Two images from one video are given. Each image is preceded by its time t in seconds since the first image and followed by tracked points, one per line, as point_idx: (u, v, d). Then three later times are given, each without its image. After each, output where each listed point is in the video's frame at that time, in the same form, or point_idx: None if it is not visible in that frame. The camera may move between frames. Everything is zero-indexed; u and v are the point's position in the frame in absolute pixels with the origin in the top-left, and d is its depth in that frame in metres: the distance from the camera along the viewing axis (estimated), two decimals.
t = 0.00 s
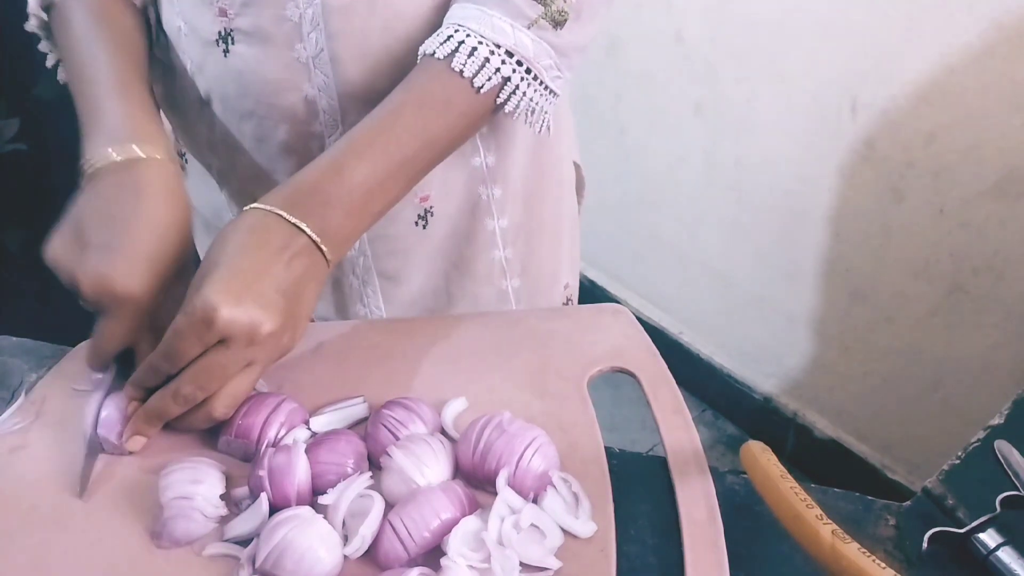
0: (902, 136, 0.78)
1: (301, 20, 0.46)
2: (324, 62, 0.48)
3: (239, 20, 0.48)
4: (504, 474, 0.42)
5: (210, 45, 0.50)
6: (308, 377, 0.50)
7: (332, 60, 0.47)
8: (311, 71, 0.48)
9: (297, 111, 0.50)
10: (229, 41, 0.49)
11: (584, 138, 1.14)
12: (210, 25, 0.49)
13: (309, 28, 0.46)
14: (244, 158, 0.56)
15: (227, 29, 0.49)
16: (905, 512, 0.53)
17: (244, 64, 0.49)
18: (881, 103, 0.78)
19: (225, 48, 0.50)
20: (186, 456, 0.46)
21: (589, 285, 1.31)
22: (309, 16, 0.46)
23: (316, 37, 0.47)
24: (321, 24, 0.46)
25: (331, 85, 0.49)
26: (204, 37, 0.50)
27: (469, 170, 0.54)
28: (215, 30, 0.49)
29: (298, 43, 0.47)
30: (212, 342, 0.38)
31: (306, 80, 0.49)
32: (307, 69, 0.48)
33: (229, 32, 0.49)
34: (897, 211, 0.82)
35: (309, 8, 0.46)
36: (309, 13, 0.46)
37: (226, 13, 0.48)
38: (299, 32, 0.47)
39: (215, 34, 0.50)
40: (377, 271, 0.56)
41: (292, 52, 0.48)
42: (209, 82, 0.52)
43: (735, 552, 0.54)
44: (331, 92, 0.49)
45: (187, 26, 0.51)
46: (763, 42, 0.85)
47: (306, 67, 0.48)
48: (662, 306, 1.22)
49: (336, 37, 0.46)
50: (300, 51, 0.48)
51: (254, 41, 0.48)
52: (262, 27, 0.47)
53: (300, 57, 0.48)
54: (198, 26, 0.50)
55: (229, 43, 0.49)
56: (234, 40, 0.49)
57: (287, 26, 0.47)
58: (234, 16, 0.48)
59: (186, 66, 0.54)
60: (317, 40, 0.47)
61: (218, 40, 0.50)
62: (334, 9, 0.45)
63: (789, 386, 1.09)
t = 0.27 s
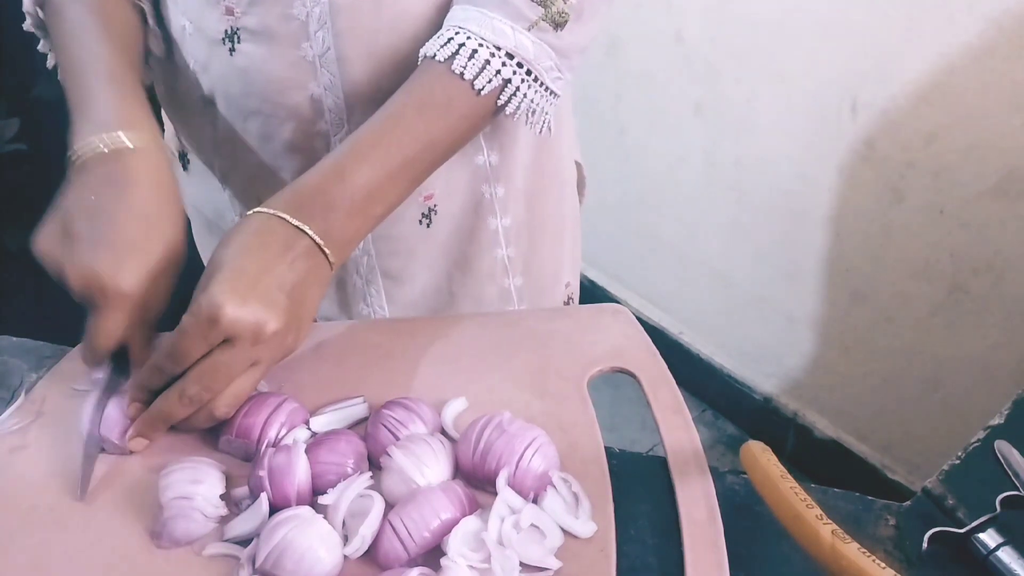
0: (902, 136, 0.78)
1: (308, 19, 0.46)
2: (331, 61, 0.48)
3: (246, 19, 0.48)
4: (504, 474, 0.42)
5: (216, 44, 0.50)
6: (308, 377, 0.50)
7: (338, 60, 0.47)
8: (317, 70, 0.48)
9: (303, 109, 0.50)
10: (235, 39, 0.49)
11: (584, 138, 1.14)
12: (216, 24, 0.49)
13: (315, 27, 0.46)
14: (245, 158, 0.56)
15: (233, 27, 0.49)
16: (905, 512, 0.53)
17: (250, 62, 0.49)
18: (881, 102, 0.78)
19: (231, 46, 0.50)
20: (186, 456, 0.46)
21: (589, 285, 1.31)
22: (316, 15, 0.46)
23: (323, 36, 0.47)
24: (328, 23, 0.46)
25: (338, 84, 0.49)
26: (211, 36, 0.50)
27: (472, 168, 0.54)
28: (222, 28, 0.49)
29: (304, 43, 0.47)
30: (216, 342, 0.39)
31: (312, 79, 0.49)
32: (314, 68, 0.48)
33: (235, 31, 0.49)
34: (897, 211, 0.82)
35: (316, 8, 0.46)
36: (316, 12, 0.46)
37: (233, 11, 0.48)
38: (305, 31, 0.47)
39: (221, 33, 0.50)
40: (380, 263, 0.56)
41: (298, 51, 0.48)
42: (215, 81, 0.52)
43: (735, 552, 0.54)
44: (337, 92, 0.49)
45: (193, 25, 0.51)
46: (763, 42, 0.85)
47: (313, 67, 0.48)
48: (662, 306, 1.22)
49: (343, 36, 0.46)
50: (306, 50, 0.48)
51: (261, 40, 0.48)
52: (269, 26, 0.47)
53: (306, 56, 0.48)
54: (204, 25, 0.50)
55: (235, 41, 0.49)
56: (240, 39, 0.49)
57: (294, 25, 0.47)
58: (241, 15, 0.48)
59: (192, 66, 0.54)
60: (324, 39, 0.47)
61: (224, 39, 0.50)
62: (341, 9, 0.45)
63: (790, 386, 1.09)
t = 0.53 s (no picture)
0: (902, 136, 0.78)
1: (315, 20, 0.46)
2: (338, 61, 0.48)
3: (252, 19, 0.48)
4: (504, 474, 0.42)
5: (221, 45, 0.50)
6: (309, 377, 0.50)
7: (346, 59, 0.48)
8: (324, 71, 0.48)
9: (308, 110, 0.50)
10: (241, 40, 0.49)
11: (584, 138, 1.14)
12: (221, 25, 0.49)
13: (322, 27, 0.47)
14: (245, 159, 0.56)
15: (239, 28, 0.49)
16: (905, 512, 0.53)
17: (256, 63, 0.49)
18: (881, 102, 0.78)
19: (236, 47, 0.49)
20: (186, 456, 0.46)
21: (589, 285, 1.31)
22: (323, 15, 0.46)
23: (330, 36, 0.47)
24: (336, 24, 0.46)
25: (344, 84, 0.49)
26: (216, 36, 0.50)
27: (476, 168, 0.54)
28: (227, 29, 0.49)
29: (311, 43, 0.47)
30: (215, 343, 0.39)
31: (319, 79, 0.49)
32: (320, 69, 0.48)
33: (241, 31, 0.49)
34: (897, 211, 0.82)
35: (323, 8, 0.46)
36: (323, 12, 0.46)
37: (240, 12, 0.48)
38: (312, 32, 0.47)
39: (226, 33, 0.49)
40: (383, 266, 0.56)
41: (305, 51, 0.48)
42: (218, 82, 0.52)
43: (735, 552, 0.54)
44: (344, 91, 0.49)
45: (197, 25, 0.51)
46: (763, 42, 0.85)
47: (320, 67, 0.48)
48: (662, 306, 1.22)
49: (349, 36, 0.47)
50: (313, 51, 0.48)
51: (267, 41, 0.48)
52: (276, 27, 0.47)
53: (313, 57, 0.48)
54: (208, 26, 0.50)
55: (241, 42, 0.49)
56: (246, 39, 0.49)
57: (301, 25, 0.47)
58: (247, 16, 0.48)
59: (194, 66, 0.54)
60: (331, 40, 0.47)
61: (229, 40, 0.50)
62: (348, 9, 0.46)
63: (790, 386, 1.09)
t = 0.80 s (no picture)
0: (902, 136, 0.78)
1: (310, 21, 0.46)
2: (332, 63, 0.48)
3: (248, 19, 0.48)
4: (504, 474, 0.42)
5: (217, 45, 0.50)
6: (308, 377, 0.50)
7: (341, 61, 0.47)
8: (318, 73, 0.48)
9: (304, 112, 0.50)
10: (237, 40, 0.49)
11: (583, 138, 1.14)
12: (219, 25, 0.49)
13: (317, 29, 0.46)
14: (245, 159, 0.56)
15: (236, 29, 0.49)
16: (905, 512, 0.53)
17: (252, 64, 0.49)
18: (881, 102, 0.78)
19: (232, 48, 0.50)
20: (187, 455, 0.46)
21: (589, 285, 1.31)
22: (318, 16, 0.46)
23: (325, 37, 0.47)
24: (330, 25, 0.46)
25: (339, 86, 0.49)
26: (213, 36, 0.50)
27: (471, 175, 0.53)
28: (224, 30, 0.49)
29: (306, 45, 0.47)
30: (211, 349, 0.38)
31: (314, 80, 0.49)
32: (315, 71, 0.48)
33: (237, 32, 0.49)
34: (896, 211, 0.82)
35: (318, 9, 0.46)
36: (318, 13, 0.46)
37: (236, 12, 0.48)
38: (307, 33, 0.47)
39: (223, 34, 0.50)
40: (381, 269, 0.56)
41: (300, 52, 0.48)
42: (215, 83, 0.52)
43: (734, 552, 0.54)
44: (339, 93, 0.49)
45: (195, 26, 0.51)
46: (762, 42, 0.85)
47: (314, 69, 0.48)
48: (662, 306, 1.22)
49: (344, 36, 0.47)
50: (308, 52, 0.48)
51: (264, 41, 0.48)
52: (272, 27, 0.47)
53: (308, 59, 0.48)
54: (207, 25, 0.50)
55: (237, 42, 0.49)
56: (242, 40, 0.49)
57: (296, 27, 0.47)
58: (243, 16, 0.48)
59: (192, 66, 0.54)
60: (326, 41, 0.47)
61: (226, 40, 0.50)
62: (343, 10, 0.45)
63: (790, 386, 1.09)
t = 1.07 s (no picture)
0: (902, 136, 0.78)
1: (301, 22, 0.46)
2: (323, 64, 0.48)
3: (240, 20, 0.48)
4: (504, 474, 0.42)
5: (212, 45, 0.50)
6: (308, 377, 0.50)
7: (331, 63, 0.47)
8: (309, 74, 0.48)
9: (296, 113, 0.50)
10: (230, 41, 0.49)
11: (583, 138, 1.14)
12: (213, 25, 0.50)
13: (308, 30, 0.47)
14: (243, 159, 0.56)
15: (229, 30, 0.49)
16: (905, 512, 0.53)
17: (244, 64, 0.49)
18: (881, 102, 0.78)
19: (225, 48, 0.50)
20: (186, 455, 0.46)
21: (589, 285, 1.31)
22: (309, 18, 0.46)
23: (315, 39, 0.47)
24: (321, 27, 0.46)
25: (331, 89, 0.49)
26: (207, 36, 0.50)
27: (471, 174, 0.53)
28: (218, 30, 0.49)
29: (297, 46, 0.47)
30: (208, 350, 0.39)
31: (305, 82, 0.49)
32: (306, 73, 0.48)
33: (231, 33, 0.49)
34: (896, 212, 0.82)
35: (309, 11, 0.46)
36: (308, 15, 0.46)
37: (229, 13, 0.48)
38: (298, 34, 0.47)
39: (217, 35, 0.50)
40: (377, 271, 0.56)
41: (292, 54, 0.48)
42: (209, 83, 0.53)
43: (735, 552, 0.54)
44: (331, 95, 0.49)
45: (191, 26, 0.51)
46: (762, 42, 0.85)
47: (305, 71, 0.48)
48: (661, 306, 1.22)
49: (335, 37, 0.46)
50: (299, 54, 0.48)
51: (255, 42, 0.48)
52: (263, 28, 0.47)
53: (299, 61, 0.48)
54: (201, 25, 0.50)
55: (230, 43, 0.49)
56: (235, 41, 0.49)
57: (287, 28, 0.47)
58: (236, 17, 0.48)
59: (187, 68, 0.54)
60: (317, 43, 0.47)
61: (220, 41, 0.50)
62: (333, 11, 0.45)
63: (790, 386, 1.09)
